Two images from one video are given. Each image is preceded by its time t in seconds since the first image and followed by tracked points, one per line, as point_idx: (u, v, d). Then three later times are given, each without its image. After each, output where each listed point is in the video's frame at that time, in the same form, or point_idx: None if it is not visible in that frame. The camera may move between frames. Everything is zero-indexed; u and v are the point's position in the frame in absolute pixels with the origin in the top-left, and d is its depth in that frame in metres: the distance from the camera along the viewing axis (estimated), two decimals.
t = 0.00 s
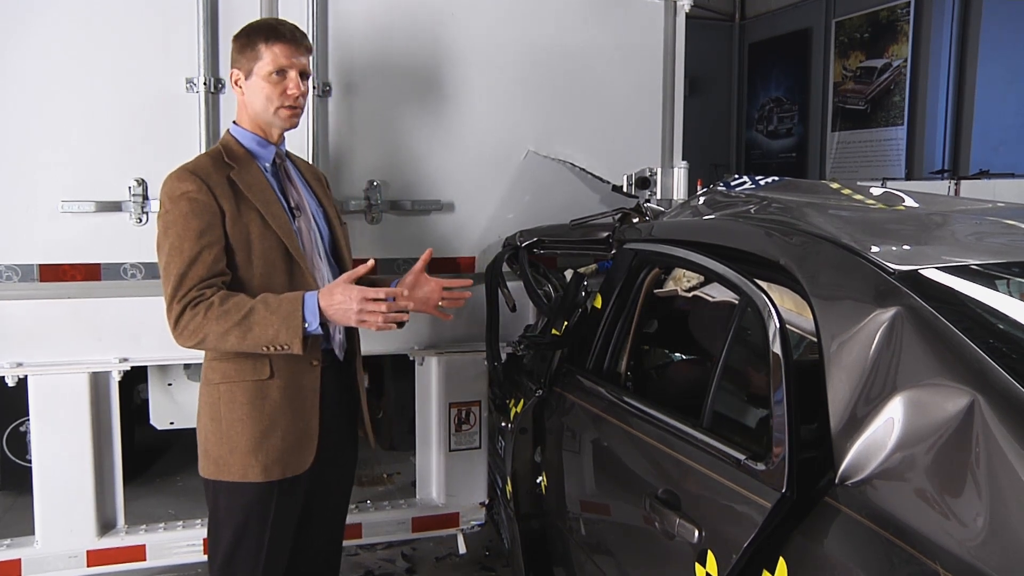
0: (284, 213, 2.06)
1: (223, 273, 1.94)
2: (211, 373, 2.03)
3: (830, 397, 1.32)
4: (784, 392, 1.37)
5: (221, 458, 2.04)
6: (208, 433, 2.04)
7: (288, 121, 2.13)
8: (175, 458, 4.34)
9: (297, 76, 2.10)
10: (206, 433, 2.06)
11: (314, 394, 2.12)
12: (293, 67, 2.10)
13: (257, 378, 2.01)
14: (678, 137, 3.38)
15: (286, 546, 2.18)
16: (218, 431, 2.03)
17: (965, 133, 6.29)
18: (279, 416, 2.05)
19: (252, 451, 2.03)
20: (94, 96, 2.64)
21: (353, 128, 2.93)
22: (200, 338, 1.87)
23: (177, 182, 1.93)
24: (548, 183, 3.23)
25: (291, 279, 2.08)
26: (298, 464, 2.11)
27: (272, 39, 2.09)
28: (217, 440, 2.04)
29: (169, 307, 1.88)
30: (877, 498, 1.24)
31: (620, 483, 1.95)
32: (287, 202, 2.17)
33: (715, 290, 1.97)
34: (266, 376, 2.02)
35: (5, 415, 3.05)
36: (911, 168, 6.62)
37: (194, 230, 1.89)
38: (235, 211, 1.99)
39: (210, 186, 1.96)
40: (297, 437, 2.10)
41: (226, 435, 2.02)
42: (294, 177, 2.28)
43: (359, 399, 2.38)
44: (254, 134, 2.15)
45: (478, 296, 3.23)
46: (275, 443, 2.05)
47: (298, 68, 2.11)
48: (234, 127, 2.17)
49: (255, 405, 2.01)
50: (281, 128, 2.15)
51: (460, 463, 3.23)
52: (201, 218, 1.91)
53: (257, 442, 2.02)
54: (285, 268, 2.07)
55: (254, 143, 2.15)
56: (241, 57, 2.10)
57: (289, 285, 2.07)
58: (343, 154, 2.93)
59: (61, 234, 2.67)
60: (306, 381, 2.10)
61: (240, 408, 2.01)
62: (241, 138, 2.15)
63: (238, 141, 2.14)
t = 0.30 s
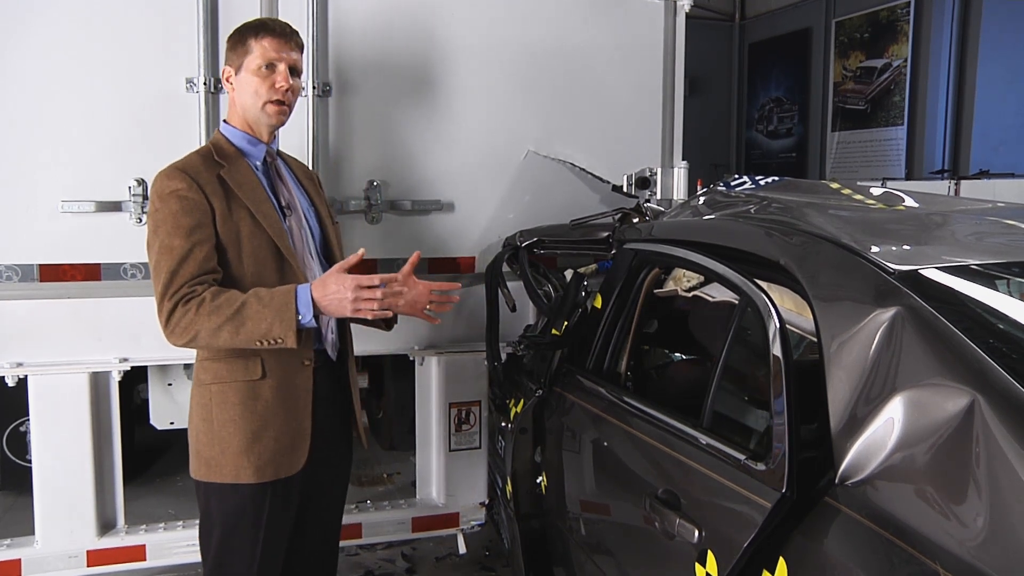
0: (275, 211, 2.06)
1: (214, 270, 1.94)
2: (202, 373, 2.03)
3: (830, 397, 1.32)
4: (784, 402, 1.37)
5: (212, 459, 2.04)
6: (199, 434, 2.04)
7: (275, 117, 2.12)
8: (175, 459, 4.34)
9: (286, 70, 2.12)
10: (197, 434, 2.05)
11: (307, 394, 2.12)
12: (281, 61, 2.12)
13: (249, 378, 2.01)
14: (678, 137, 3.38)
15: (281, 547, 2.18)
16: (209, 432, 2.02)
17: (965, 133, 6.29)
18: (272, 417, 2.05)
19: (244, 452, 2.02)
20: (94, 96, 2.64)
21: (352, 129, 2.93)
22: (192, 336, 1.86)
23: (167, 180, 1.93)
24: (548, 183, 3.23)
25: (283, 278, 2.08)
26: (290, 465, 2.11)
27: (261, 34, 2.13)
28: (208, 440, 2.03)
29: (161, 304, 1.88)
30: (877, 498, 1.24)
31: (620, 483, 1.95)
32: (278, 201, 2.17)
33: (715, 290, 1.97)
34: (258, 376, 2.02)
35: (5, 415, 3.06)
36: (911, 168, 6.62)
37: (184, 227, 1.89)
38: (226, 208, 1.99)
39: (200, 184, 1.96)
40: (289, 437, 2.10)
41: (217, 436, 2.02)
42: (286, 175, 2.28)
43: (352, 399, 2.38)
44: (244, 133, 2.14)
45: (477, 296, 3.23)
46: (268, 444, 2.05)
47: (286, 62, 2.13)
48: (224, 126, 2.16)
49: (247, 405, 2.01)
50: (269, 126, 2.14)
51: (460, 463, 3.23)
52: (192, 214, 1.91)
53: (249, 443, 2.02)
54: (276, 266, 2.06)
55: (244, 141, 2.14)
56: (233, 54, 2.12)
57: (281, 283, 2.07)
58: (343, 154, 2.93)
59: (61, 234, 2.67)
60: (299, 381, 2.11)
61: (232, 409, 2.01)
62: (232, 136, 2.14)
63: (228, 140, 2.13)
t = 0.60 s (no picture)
0: (270, 210, 2.06)
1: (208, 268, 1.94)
2: (195, 372, 2.03)
3: (830, 397, 1.32)
4: (784, 408, 1.36)
5: (204, 458, 2.04)
6: (192, 433, 2.04)
7: (272, 117, 2.12)
8: (175, 459, 4.34)
9: (286, 72, 2.12)
10: (190, 433, 2.05)
11: (300, 395, 2.12)
12: (282, 63, 2.12)
13: (241, 378, 2.01)
14: (678, 137, 3.38)
15: (277, 546, 2.19)
16: (202, 431, 2.03)
17: (965, 133, 6.29)
18: (264, 417, 2.04)
19: (237, 452, 2.02)
20: (93, 95, 2.64)
21: (352, 129, 2.93)
22: (185, 333, 1.87)
23: (162, 177, 1.93)
24: (548, 183, 3.23)
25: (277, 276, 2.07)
26: (283, 465, 2.11)
27: (263, 34, 2.13)
28: (201, 439, 2.03)
29: (154, 301, 1.88)
30: (877, 498, 1.24)
31: (620, 483, 1.95)
32: (275, 201, 2.18)
33: (715, 290, 1.97)
34: (250, 376, 2.01)
35: (5, 415, 3.06)
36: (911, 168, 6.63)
37: (178, 223, 1.89)
38: (220, 206, 1.99)
39: (195, 181, 1.96)
40: (282, 438, 2.09)
41: (209, 436, 2.02)
42: (283, 174, 2.28)
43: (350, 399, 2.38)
44: (243, 132, 2.14)
45: (477, 296, 3.23)
46: (260, 444, 2.04)
47: (287, 63, 2.13)
48: (222, 125, 2.16)
49: (239, 405, 2.01)
50: (266, 126, 2.14)
51: (460, 463, 3.23)
52: (186, 210, 1.91)
53: (241, 443, 2.02)
54: (270, 265, 2.06)
55: (242, 141, 2.14)
56: (236, 53, 2.13)
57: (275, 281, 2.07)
58: (343, 154, 2.93)
59: (61, 234, 2.67)
60: (294, 381, 2.10)
61: (224, 408, 2.01)
62: (230, 136, 2.14)
63: (226, 139, 2.13)
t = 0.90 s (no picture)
0: (273, 209, 2.06)
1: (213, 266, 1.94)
2: (196, 370, 2.03)
3: (830, 397, 1.32)
4: (784, 406, 1.36)
5: (204, 457, 2.04)
6: (191, 432, 2.04)
7: (274, 117, 2.11)
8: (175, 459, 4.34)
9: (288, 72, 2.12)
10: (190, 431, 2.05)
11: (300, 394, 2.11)
12: (285, 63, 2.12)
13: (241, 377, 2.01)
14: (678, 137, 3.38)
15: (276, 546, 2.19)
16: (202, 429, 2.03)
17: (965, 133, 6.29)
18: (264, 415, 2.04)
19: (236, 451, 2.02)
20: (93, 95, 2.64)
21: (352, 129, 2.93)
22: (191, 330, 1.86)
23: (165, 175, 1.93)
24: (548, 183, 3.23)
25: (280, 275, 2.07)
26: (283, 464, 2.11)
27: (266, 36, 2.13)
28: (200, 438, 2.03)
29: (159, 299, 1.88)
30: (877, 498, 1.24)
31: (620, 483, 1.95)
32: (276, 201, 2.17)
33: (715, 289, 1.97)
34: (251, 374, 2.01)
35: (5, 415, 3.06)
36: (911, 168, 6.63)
37: (183, 221, 1.89)
38: (224, 204, 1.99)
39: (199, 179, 1.96)
40: (281, 437, 2.09)
41: (209, 434, 2.02)
42: (285, 175, 2.27)
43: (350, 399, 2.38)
44: (245, 132, 2.14)
45: (477, 296, 3.23)
46: (260, 443, 2.05)
47: (290, 64, 2.13)
48: (224, 124, 2.16)
49: (239, 404, 2.01)
50: (269, 125, 2.13)
51: (460, 463, 3.23)
52: (190, 208, 1.91)
53: (241, 442, 2.02)
54: (273, 264, 2.06)
55: (245, 141, 2.14)
56: (239, 54, 2.14)
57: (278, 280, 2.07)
58: (343, 154, 2.93)
59: (61, 234, 2.67)
60: (294, 380, 2.10)
61: (224, 407, 2.01)
62: (232, 135, 2.14)
63: (229, 139, 2.13)
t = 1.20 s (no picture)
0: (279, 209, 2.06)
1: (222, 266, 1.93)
2: (201, 369, 2.03)
3: (830, 397, 1.32)
4: (784, 401, 1.36)
5: (208, 456, 2.03)
6: (196, 431, 2.04)
7: (279, 110, 2.12)
8: (175, 459, 4.34)
9: (289, 66, 2.12)
10: (194, 430, 2.05)
11: (304, 394, 2.12)
12: (285, 57, 2.12)
13: (247, 376, 2.01)
14: (678, 137, 3.38)
15: (276, 546, 2.19)
16: (207, 428, 2.02)
17: (965, 133, 6.29)
18: (269, 415, 2.04)
19: (240, 451, 2.02)
20: (93, 95, 2.64)
21: (353, 129, 2.93)
22: (200, 330, 1.85)
23: (174, 173, 1.93)
24: (548, 182, 3.23)
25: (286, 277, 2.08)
26: (287, 464, 2.11)
27: (264, 32, 2.14)
28: (205, 436, 2.03)
29: (168, 298, 1.86)
30: (877, 499, 1.24)
31: (620, 482, 1.95)
32: (281, 200, 2.18)
33: (715, 289, 1.97)
34: (257, 374, 2.01)
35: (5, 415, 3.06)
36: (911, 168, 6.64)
37: (192, 220, 1.88)
38: (232, 203, 1.99)
39: (207, 178, 1.96)
40: (286, 437, 2.09)
41: (214, 433, 2.02)
42: (288, 176, 2.28)
43: (349, 400, 2.38)
44: (249, 131, 2.14)
45: (477, 296, 3.23)
46: (265, 442, 2.05)
47: (289, 59, 2.13)
48: (228, 124, 2.16)
49: (245, 403, 2.01)
50: (274, 120, 2.14)
51: (459, 463, 3.23)
52: (199, 207, 1.91)
53: (246, 441, 2.02)
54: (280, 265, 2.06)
55: (249, 140, 2.14)
56: (238, 54, 2.14)
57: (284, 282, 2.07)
58: (343, 154, 2.93)
59: (61, 234, 2.67)
60: (296, 380, 2.10)
61: (229, 406, 2.00)
62: (235, 134, 2.14)
63: (234, 138, 2.13)
